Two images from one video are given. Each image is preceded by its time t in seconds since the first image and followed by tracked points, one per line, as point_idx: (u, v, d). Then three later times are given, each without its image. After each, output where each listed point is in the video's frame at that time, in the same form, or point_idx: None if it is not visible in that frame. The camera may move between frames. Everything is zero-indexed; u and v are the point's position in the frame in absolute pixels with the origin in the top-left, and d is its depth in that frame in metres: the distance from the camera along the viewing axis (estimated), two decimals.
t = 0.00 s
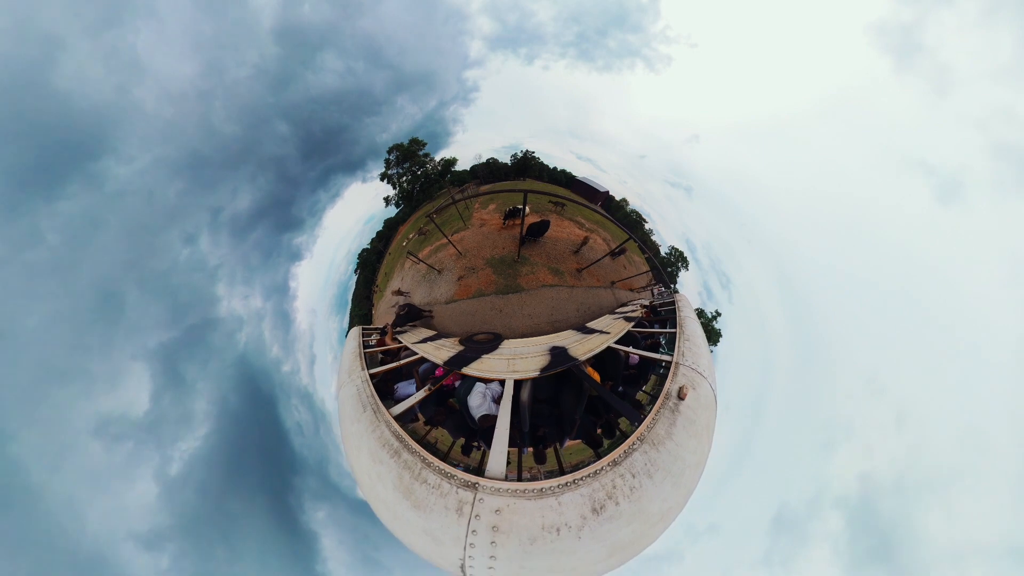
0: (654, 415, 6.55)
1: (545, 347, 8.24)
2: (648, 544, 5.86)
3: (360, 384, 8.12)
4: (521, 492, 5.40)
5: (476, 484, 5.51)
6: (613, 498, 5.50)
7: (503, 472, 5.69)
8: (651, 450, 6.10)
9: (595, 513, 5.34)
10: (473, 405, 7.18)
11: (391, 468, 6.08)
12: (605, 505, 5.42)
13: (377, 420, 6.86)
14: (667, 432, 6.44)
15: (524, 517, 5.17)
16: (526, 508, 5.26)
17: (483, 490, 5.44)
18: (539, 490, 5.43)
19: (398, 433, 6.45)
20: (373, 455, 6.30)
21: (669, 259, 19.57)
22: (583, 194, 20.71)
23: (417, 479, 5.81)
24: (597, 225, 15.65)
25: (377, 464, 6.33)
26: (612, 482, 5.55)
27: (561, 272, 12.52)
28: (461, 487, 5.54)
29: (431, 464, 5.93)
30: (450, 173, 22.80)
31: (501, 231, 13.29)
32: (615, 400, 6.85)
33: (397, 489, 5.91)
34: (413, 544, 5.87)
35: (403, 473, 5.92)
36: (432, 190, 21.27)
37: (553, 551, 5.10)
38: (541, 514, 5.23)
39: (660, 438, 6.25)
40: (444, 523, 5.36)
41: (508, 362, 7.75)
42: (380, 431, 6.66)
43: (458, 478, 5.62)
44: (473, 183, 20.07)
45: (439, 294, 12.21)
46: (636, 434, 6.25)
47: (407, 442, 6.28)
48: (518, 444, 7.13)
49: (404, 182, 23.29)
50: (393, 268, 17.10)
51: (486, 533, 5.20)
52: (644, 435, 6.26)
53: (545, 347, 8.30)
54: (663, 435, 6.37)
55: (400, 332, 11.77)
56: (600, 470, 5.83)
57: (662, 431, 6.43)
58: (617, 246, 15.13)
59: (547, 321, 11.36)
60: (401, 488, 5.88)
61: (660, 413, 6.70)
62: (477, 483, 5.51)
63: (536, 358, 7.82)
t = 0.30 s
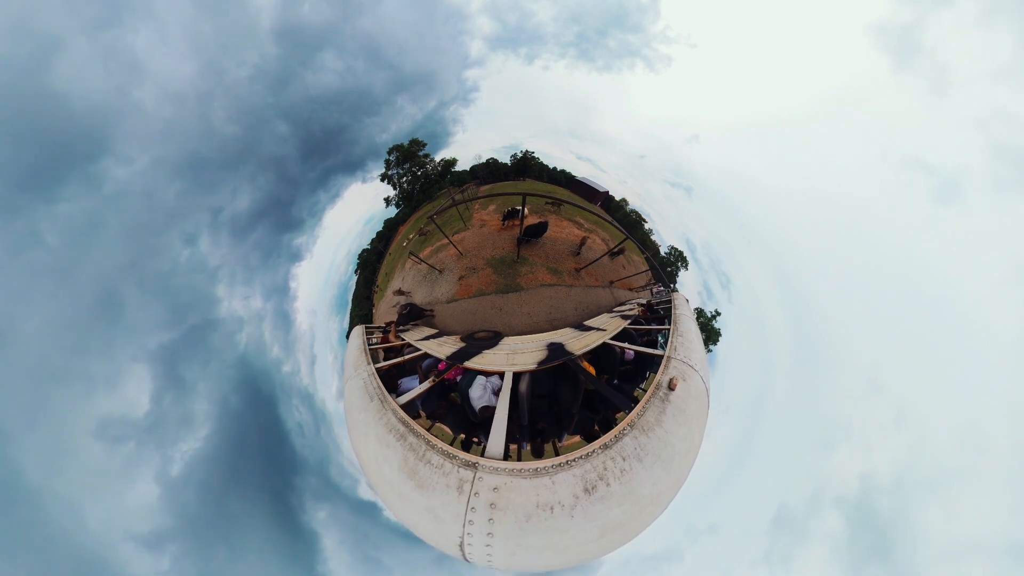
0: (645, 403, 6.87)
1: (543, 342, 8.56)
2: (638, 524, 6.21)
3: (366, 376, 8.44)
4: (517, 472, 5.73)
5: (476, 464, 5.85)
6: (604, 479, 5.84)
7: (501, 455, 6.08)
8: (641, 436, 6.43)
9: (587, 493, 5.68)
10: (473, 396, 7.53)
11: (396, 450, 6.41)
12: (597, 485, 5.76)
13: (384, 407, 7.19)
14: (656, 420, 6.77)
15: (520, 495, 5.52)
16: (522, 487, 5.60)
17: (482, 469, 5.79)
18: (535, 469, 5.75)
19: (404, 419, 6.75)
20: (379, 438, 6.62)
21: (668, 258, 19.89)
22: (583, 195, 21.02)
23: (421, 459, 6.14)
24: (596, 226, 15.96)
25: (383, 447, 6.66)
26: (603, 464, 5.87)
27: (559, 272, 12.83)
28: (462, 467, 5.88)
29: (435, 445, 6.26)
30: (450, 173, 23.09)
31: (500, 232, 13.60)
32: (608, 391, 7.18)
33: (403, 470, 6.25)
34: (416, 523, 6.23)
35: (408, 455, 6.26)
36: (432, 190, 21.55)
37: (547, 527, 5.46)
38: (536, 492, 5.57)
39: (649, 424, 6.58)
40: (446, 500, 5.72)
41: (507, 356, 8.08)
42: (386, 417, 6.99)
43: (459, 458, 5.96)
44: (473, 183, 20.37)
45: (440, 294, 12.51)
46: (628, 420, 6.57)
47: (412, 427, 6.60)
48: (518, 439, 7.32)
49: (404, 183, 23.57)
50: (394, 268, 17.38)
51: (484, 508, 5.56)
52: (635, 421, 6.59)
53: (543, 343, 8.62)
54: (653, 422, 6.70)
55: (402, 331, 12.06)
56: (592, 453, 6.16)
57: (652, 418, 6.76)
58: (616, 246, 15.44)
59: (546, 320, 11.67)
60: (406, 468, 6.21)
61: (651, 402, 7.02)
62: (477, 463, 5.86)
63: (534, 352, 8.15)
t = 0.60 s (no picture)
0: (641, 396, 7.07)
1: (543, 340, 8.75)
2: (636, 513, 6.40)
3: (370, 374, 8.62)
4: (519, 461, 5.95)
5: (480, 454, 6.06)
6: (602, 468, 6.06)
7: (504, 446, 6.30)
8: (637, 426, 6.65)
9: (587, 481, 5.90)
10: (475, 391, 7.72)
11: (401, 443, 6.59)
12: (596, 473, 5.98)
13: (388, 402, 7.38)
14: (652, 411, 6.99)
15: (522, 483, 5.72)
16: (524, 475, 5.81)
17: (485, 460, 5.99)
18: (536, 459, 5.97)
19: (408, 414, 6.92)
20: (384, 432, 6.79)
21: (668, 258, 20.04)
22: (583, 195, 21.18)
23: (426, 451, 6.32)
24: (595, 226, 16.14)
25: (388, 441, 6.83)
26: (601, 453, 6.09)
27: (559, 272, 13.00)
28: (466, 458, 6.08)
29: (439, 438, 6.44)
30: (450, 173, 23.24)
31: (501, 232, 13.78)
32: (606, 386, 7.37)
33: (407, 462, 6.42)
34: (420, 515, 6.39)
35: (413, 447, 6.44)
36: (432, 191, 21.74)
37: (548, 515, 5.66)
38: (538, 481, 5.79)
39: (646, 416, 6.78)
40: (450, 490, 5.91)
41: (508, 353, 8.28)
42: (390, 411, 7.18)
43: (462, 449, 6.15)
44: (473, 183, 20.53)
45: (441, 293, 12.68)
46: (625, 411, 6.78)
47: (416, 420, 6.79)
48: (518, 436, 7.38)
49: (404, 184, 23.73)
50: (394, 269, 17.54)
51: (488, 497, 5.76)
52: (632, 413, 6.79)
53: (543, 341, 8.80)
54: (649, 413, 6.91)
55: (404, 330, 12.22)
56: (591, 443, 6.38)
57: (648, 410, 6.97)
58: (615, 246, 15.60)
59: (546, 319, 11.83)
60: (411, 461, 6.39)
61: (646, 394, 7.23)
62: (480, 453, 6.05)
63: (534, 350, 8.34)
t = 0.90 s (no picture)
0: (641, 391, 7.19)
1: (544, 339, 8.84)
2: (640, 506, 6.52)
3: (372, 375, 8.71)
4: (525, 457, 6.07)
5: (487, 453, 6.15)
6: (606, 461, 6.19)
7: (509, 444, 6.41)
8: (639, 420, 6.77)
9: (592, 474, 6.03)
10: (479, 391, 7.70)
11: (407, 444, 6.68)
12: (600, 466, 6.12)
13: (391, 402, 7.48)
14: (652, 406, 7.11)
15: (529, 479, 5.84)
16: (531, 471, 5.93)
17: (492, 457, 6.09)
18: (542, 455, 6.10)
19: (413, 414, 7.01)
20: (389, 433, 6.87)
21: (668, 258, 20.14)
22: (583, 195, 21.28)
23: (433, 451, 6.42)
24: (595, 226, 16.24)
25: (393, 443, 6.91)
26: (605, 446, 6.22)
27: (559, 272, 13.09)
28: (472, 457, 6.18)
29: (445, 438, 6.54)
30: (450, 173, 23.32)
31: (501, 232, 13.87)
32: (607, 384, 7.46)
33: (414, 463, 6.50)
34: (428, 515, 6.46)
35: (419, 448, 6.52)
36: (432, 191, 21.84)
37: (556, 508, 5.78)
38: (544, 476, 5.91)
39: (647, 410, 6.91)
40: (459, 489, 6.00)
41: (509, 353, 8.35)
42: (394, 412, 7.27)
43: (469, 449, 6.25)
44: (473, 184, 20.62)
45: (442, 293, 12.77)
46: (626, 405, 6.92)
47: (421, 421, 6.89)
48: (522, 436, 7.45)
49: (404, 184, 23.82)
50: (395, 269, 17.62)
51: (496, 494, 5.86)
52: (633, 408, 6.92)
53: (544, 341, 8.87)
54: (649, 408, 7.04)
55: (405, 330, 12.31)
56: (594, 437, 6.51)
57: (648, 405, 7.09)
58: (615, 246, 15.70)
59: (546, 318, 11.93)
60: (417, 461, 6.47)
61: (646, 390, 7.34)
62: (487, 451, 6.16)
63: (536, 349, 8.43)
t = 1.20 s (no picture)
0: (643, 392, 7.16)
1: (545, 340, 8.82)
2: (644, 507, 6.52)
3: (372, 376, 8.70)
4: (529, 460, 6.04)
5: (490, 457, 6.12)
6: (610, 463, 6.18)
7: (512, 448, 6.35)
8: (642, 422, 6.76)
9: (596, 476, 6.03)
10: (479, 393, 7.70)
11: (408, 449, 6.64)
12: (604, 468, 6.10)
13: (391, 406, 7.45)
14: (655, 406, 7.09)
15: (533, 482, 5.82)
16: (535, 474, 5.91)
17: (496, 461, 6.05)
18: (546, 457, 6.07)
19: (413, 418, 6.99)
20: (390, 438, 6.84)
21: (668, 258, 20.10)
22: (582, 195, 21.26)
23: (435, 456, 6.38)
24: (595, 226, 16.21)
25: (395, 447, 6.88)
26: (609, 448, 6.20)
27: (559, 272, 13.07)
28: (475, 461, 6.15)
29: (447, 443, 6.50)
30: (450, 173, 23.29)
31: (500, 232, 13.85)
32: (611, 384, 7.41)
33: (416, 468, 6.47)
34: (431, 520, 6.44)
35: (421, 453, 6.49)
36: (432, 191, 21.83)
37: (561, 511, 5.78)
38: (549, 479, 5.90)
39: (649, 412, 6.89)
40: (462, 494, 5.98)
41: (510, 354, 8.32)
42: (395, 416, 7.24)
43: (472, 453, 6.22)
44: (473, 184, 20.60)
45: (442, 293, 12.74)
46: (629, 406, 6.90)
47: (422, 425, 6.86)
48: (523, 437, 7.40)
49: (404, 184, 23.81)
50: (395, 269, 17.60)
51: (501, 499, 5.84)
52: (635, 409, 6.89)
53: (544, 341, 8.84)
54: (652, 409, 7.01)
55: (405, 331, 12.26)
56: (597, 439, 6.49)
57: (651, 406, 7.07)
58: (615, 246, 15.66)
59: (546, 318, 11.90)
60: (419, 466, 6.44)
61: (649, 391, 7.31)
62: (490, 455, 6.13)
63: (537, 350, 8.41)
